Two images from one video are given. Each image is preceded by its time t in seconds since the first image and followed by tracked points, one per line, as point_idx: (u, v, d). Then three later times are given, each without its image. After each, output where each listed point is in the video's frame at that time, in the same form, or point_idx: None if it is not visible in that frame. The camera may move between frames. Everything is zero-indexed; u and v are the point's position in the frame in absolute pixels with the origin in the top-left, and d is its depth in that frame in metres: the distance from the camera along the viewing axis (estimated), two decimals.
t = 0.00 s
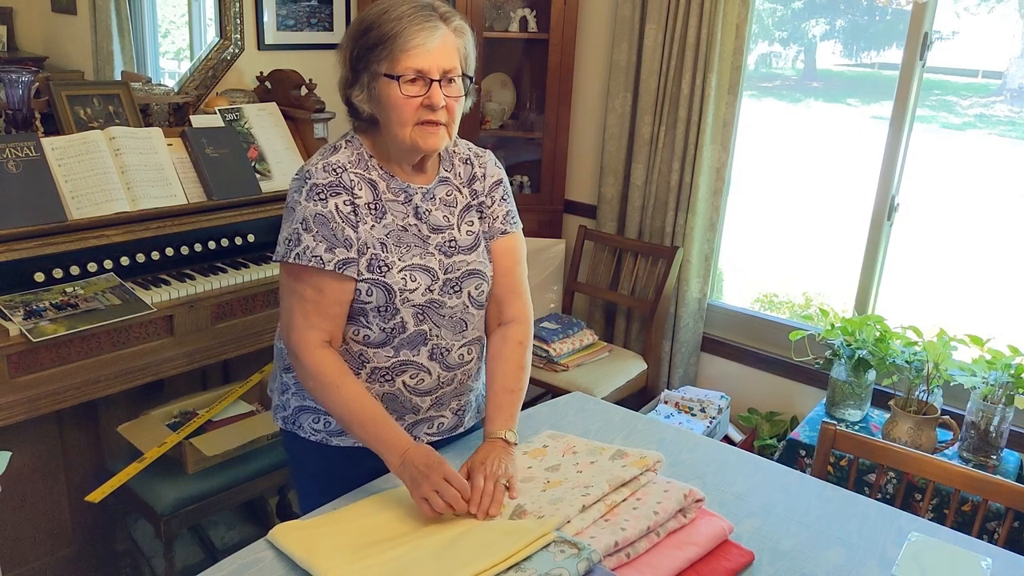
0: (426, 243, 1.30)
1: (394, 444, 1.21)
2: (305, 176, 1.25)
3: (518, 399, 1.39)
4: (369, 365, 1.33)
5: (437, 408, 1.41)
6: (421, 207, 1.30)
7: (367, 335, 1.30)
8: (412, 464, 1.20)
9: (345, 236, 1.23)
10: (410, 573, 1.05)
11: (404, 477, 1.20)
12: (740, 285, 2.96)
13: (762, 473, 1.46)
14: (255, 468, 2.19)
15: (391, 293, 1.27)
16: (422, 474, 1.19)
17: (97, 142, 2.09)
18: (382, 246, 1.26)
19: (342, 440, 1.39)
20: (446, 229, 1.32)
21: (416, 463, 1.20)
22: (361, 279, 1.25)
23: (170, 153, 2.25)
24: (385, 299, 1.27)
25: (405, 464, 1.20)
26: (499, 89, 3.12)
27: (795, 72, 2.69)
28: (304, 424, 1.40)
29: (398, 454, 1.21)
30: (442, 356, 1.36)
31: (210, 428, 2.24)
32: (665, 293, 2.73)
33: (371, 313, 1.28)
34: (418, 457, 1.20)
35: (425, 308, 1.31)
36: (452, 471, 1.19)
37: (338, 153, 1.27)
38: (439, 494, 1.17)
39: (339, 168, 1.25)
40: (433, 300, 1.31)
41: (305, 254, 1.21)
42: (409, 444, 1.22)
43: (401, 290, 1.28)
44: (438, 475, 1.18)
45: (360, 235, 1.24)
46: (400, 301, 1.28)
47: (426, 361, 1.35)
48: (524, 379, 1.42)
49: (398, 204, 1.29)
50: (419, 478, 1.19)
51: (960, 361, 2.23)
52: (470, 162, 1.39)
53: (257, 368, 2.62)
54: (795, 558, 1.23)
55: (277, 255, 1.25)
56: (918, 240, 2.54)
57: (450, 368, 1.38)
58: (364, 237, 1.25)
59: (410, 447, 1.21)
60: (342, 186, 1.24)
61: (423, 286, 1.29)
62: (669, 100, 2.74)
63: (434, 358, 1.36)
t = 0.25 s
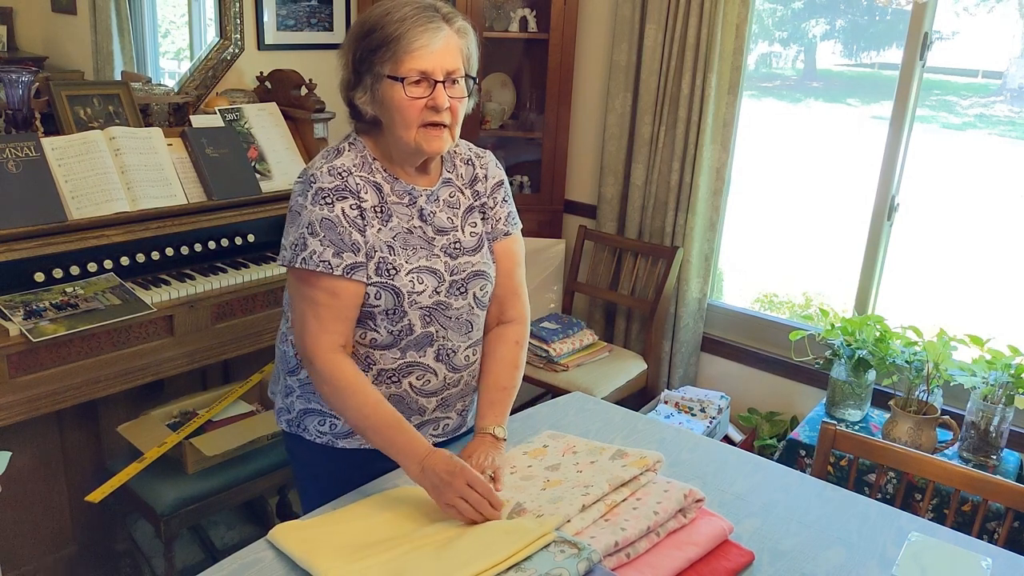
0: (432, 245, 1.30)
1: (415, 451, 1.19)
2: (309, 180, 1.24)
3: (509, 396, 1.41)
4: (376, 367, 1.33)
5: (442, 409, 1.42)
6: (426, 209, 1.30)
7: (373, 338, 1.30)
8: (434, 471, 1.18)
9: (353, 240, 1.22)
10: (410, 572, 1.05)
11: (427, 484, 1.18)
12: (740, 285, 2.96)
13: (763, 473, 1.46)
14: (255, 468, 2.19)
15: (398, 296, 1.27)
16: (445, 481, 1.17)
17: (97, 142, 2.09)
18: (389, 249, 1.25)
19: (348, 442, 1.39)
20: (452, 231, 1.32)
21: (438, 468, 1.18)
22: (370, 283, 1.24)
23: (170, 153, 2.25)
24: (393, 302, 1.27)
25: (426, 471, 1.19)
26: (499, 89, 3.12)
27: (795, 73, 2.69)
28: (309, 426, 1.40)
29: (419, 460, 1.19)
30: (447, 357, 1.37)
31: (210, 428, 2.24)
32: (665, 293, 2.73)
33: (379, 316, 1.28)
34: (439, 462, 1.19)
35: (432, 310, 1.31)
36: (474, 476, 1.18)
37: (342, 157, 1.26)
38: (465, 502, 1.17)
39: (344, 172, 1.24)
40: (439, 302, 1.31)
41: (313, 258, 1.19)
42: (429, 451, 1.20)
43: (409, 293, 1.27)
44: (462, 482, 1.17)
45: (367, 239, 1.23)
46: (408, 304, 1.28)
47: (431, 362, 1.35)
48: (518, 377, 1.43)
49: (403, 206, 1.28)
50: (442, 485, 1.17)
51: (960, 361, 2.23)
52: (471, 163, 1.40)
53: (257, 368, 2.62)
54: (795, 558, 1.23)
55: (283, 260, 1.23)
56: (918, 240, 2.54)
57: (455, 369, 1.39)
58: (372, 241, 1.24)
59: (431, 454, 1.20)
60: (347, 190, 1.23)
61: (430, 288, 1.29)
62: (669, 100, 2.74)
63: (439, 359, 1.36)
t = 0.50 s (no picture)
0: (438, 246, 1.31)
1: (443, 451, 1.19)
2: (314, 182, 1.23)
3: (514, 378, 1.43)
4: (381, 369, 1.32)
5: (446, 410, 1.42)
6: (432, 211, 1.30)
7: (380, 340, 1.30)
8: (465, 471, 1.18)
9: (365, 242, 1.21)
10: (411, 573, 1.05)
11: (457, 484, 1.18)
12: (740, 285, 2.96)
13: (763, 473, 1.46)
14: (255, 469, 2.19)
15: (408, 298, 1.27)
16: (476, 481, 1.18)
17: (97, 142, 2.09)
18: (398, 251, 1.26)
19: (353, 444, 1.39)
20: (457, 232, 1.32)
21: (469, 468, 1.18)
22: (381, 285, 1.24)
23: (170, 153, 2.25)
24: (403, 303, 1.27)
25: (456, 472, 1.18)
26: (499, 89, 3.12)
27: (795, 72, 2.69)
28: (313, 429, 1.40)
29: (449, 461, 1.19)
30: (451, 357, 1.37)
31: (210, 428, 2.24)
32: (665, 293, 2.73)
33: (387, 318, 1.28)
34: (470, 462, 1.19)
35: (438, 311, 1.31)
36: (504, 475, 1.19)
37: (347, 159, 1.26)
38: (498, 501, 1.17)
39: (351, 175, 1.24)
40: (446, 303, 1.32)
41: (325, 262, 1.18)
42: (458, 450, 1.19)
43: (418, 294, 1.28)
44: (494, 483, 1.18)
45: (378, 241, 1.23)
46: (416, 305, 1.28)
47: (436, 363, 1.36)
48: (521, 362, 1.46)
49: (409, 208, 1.29)
50: (473, 485, 1.18)
51: (960, 361, 2.23)
52: (473, 165, 1.41)
53: (257, 368, 2.62)
54: (795, 558, 1.23)
55: (291, 265, 1.21)
56: (918, 240, 2.54)
57: (459, 369, 1.39)
58: (382, 243, 1.24)
59: (460, 454, 1.19)
60: (355, 192, 1.23)
61: (438, 289, 1.30)
62: (669, 100, 2.74)
63: (444, 359, 1.36)
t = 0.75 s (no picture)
0: (444, 247, 1.30)
1: (459, 455, 1.18)
2: (321, 183, 1.22)
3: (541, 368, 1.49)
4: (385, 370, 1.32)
5: (447, 411, 1.42)
6: (437, 212, 1.30)
7: (385, 341, 1.30)
8: (480, 476, 1.17)
9: (374, 242, 1.21)
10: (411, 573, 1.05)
11: (471, 489, 1.17)
12: (740, 285, 2.96)
13: (763, 473, 1.46)
14: (255, 469, 2.19)
15: (414, 299, 1.27)
16: (488, 486, 1.17)
17: (97, 142, 2.08)
18: (405, 252, 1.25)
19: (355, 445, 1.39)
20: (462, 234, 1.32)
21: (483, 473, 1.18)
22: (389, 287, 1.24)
23: (170, 153, 2.25)
24: (409, 304, 1.27)
25: (471, 477, 1.17)
26: (499, 89, 3.12)
27: (795, 72, 2.69)
28: (315, 430, 1.40)
29: (464, 466, 1.18)
30: (453, 358, 1.37)
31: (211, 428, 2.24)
32: (665, 293, 2.73)
33: (393, 319, 1.28)
34: (485, 467, 1.18)
35: (442, 312, 1.31)
36: (516, 481, 1.19)
37: (352, 160, 1.25)
38: (510, 507, 1.17)
39: (357, 176, 1.23)
40: (450, 304, 1.32)
41: (336, 263, 1.18)
42: (473, 455, 1.19)
43: (424, 296, 1.28)
44: (506, 488, 1.17)
45: (385, 242, 1.23)
46: (422, 306, 1.29)
47: (439, 363, 1.36)
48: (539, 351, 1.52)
49: (415, 208, 1.28)
50: (487, 490, 1.17)
51: (960, 361, 2.23)
52: (476, 166, 1.41)
53: (257, 368, 2.62)
54: (795, 558, 1.23)
55: (301, 266, 1.21)
56: (918, 240, 2.54)
57: (460, 370, 1.39)
58: (389, 244, 1.24)
59: (475, 459, 1.18)
60: (362, 194, 1.23)
61: (442, 290, 1.30)
62: (669, 100, 2.74)
63: (446, 360, 1.36)
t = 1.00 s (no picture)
0: (448, 248, 1.30)
1: (466, 460, 1.18)
2: (327, 185, 1.22)
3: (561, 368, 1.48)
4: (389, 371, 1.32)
5: (449, 412, 1.42)
6: (442, 214, 1.30)
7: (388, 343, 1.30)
8: (486, 481, 1.18)
9: (382, 244, 1.21)
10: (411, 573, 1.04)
11: (477, 493, 1.18)
12: (740, 285, 2.96)
13: (762, 473, 1.46)
14: (255, 469, 2.19)
15: (419, 301, 1.27)
16: (493, 490, 1.18)
17: (97, 142, 2.08)
18: (411, 254, 1.25)
19: (358, 446, 1.39)
20: (466, 236, 1.32)
21: (489, 477, 1.18)
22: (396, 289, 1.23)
23: (170, 153, 2.25)
24: (414, 306, 1.27)
25: (477, 481, 1.18)
26: (499, 89, 3.12)
27: (795, 72, 2.69)
28: (317, 431, 1.40)
29: (470, 470, 1.18)
30: (455, 359, 1.37)
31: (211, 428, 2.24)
32: (665, 293, 2.73)
33: (398, 321, 1.28)
34: (490, 471, 1.18)
35: (446, 313, 1.32)
36: (522, 485, 1.19)
37: (358, 161, 1.25)
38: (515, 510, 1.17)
39: (364, 177, 1.23)
40: (454, 306, 1.32)
41: (345, 265, 1.17)
42: (480, 459, 1.19)
43: (429, 297, 1.28)
44: (511, 492, 1.18)
45: (392, 243, 1.23)
46: (426, 308, 1.29)
47: (441, 364, 1.36)
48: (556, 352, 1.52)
49: (420, 210, 1.28)
50: (492, 494, 1.18)
51: (960, 361, 2.23)
52: (479, 168, 1.41)
53: (257, 368, 2.62)
54: (795, 558, 1.23)
55: (307, 269, 1.21)
56: (918, 240, 2.54)
57: (462, 370, 1.39)
58: (396, 245, 1.24)
59: (482, 463, 1.19)
60: (369, 195, 1.23)
61: (447, 292, 1.30)
62: (669, 100, 2.74)
63: (448, 361, 1.36)
